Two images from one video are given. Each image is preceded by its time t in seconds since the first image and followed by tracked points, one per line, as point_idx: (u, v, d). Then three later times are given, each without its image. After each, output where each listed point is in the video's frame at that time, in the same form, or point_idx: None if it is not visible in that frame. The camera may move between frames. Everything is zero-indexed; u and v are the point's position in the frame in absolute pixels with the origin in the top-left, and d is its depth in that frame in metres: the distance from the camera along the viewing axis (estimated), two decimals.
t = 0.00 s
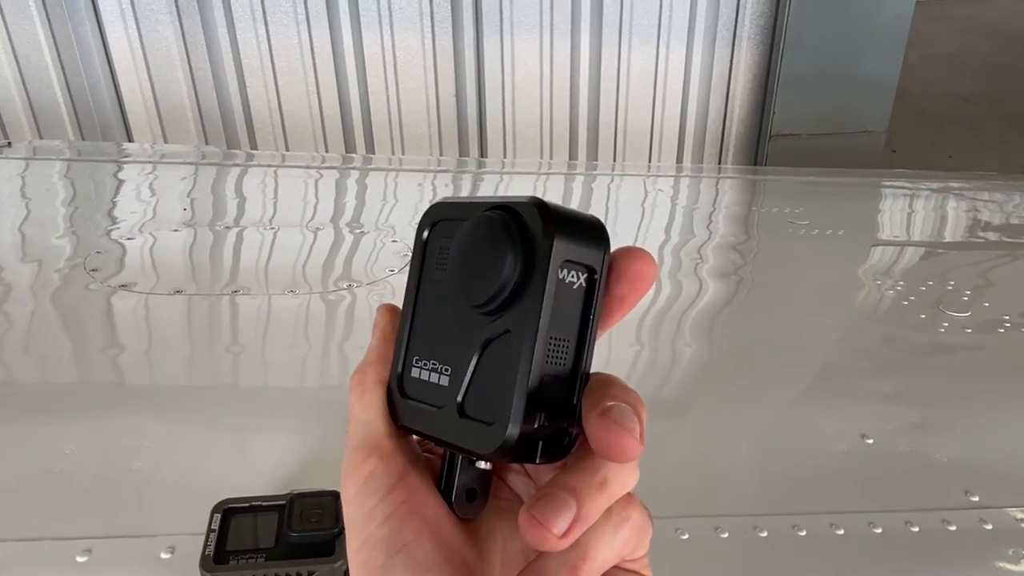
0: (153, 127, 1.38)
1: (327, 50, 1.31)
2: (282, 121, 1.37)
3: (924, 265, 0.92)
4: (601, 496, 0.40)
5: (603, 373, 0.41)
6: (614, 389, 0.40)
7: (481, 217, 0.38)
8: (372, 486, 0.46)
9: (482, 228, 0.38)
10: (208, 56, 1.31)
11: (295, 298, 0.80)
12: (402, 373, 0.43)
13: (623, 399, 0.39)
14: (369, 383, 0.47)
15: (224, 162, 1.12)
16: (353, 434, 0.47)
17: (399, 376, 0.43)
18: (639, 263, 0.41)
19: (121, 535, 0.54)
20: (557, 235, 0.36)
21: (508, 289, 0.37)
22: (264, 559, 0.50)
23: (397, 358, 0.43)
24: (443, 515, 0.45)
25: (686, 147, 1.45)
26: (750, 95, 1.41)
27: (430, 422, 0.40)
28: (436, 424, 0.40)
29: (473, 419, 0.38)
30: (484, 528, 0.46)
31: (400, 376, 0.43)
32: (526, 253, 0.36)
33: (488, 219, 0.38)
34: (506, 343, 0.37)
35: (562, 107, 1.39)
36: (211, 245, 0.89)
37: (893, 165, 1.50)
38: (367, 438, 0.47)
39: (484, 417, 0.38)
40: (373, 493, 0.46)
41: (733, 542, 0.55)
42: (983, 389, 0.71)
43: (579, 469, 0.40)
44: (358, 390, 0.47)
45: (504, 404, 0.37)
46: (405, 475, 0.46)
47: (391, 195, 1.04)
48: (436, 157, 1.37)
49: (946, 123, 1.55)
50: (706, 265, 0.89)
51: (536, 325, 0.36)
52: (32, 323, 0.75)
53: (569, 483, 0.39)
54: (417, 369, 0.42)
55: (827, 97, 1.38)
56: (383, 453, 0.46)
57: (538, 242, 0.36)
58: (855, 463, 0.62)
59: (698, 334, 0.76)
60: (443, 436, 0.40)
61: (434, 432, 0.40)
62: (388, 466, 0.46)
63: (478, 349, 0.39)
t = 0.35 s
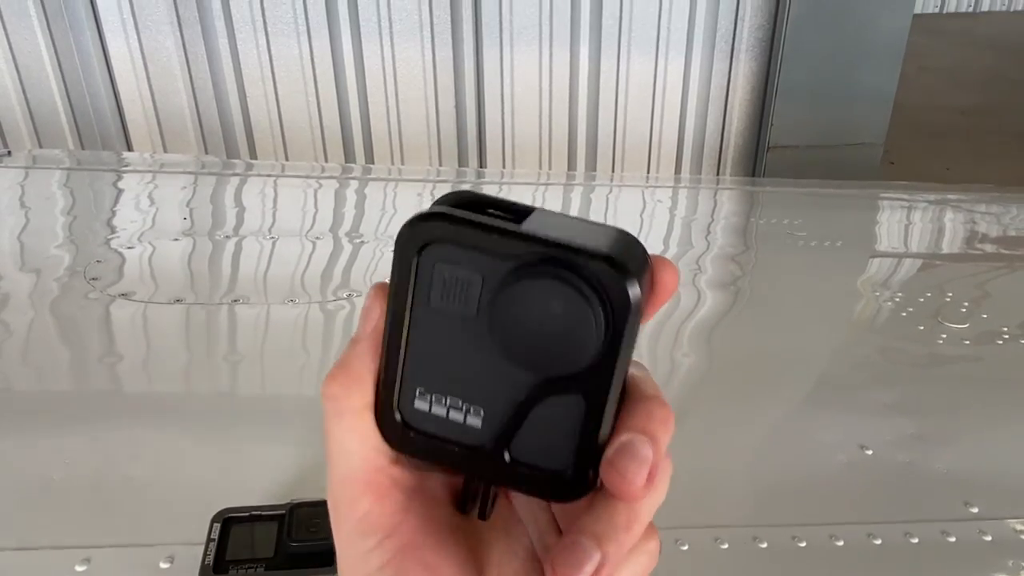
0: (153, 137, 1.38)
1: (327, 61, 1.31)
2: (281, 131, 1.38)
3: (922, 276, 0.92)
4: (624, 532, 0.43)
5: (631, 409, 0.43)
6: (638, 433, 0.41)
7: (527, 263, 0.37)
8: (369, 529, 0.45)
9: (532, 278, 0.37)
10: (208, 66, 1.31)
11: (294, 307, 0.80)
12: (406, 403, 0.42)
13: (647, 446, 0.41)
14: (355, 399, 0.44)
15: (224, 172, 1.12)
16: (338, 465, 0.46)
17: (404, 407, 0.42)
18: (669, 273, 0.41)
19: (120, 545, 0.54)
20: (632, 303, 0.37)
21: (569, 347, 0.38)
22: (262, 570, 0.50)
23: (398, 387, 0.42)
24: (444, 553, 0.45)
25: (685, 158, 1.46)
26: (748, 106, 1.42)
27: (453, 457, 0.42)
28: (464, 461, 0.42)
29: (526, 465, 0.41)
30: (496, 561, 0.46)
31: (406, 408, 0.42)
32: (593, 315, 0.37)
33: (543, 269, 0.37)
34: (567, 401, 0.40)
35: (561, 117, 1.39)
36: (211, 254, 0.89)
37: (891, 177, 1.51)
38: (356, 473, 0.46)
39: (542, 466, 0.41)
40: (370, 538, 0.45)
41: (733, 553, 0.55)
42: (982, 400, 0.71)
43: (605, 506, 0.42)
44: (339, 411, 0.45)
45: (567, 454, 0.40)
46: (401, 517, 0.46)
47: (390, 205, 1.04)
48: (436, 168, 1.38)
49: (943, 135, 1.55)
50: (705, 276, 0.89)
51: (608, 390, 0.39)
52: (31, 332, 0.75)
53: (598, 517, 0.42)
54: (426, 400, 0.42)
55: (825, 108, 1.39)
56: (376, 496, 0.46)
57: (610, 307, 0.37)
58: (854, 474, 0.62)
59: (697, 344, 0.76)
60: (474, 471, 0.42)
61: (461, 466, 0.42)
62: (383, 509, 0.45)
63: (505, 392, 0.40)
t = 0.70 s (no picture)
0: (153, 140, 1.38)
1: (327, 64, 1.31)
2: (281, 134, 1.38)
3: (921, 279, 0.92)
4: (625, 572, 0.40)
5: (639, 446, 0.39)
6: (641, 478, 0.38)
7: (513, 341, 0.34)
8: (362, 558, 0.44)
9: (518, 357, 0.34)
10: (208, 69, 1.31)
11: (295, 310, 0.80)
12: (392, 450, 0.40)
13: (650, 494, 0.38)
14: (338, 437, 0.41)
15: (224, 175, 1.12)
16: (324, 498, 0.43)
17: (391, 451, 0.40)
18: (675, 308, 0.43)
19: (122, 547, 0.54)
20: (627, 380, 0.34)
21: (562, 425, 0.35)
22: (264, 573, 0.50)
23: (380, 438, 0.40)
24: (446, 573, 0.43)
25: (684, 162, 1.46)
26: (748, 109, 1.42)
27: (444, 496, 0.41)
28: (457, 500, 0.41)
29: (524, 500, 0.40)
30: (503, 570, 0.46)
31: (393, 454, 0.40)
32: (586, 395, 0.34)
33: (531, 348, 0.33)
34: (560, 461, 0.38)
35: (561, 120, 1.40)
36: (211, 257, 0.89)
37: (890, 180, 1.51)
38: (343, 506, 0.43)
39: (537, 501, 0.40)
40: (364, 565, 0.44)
41: (733, 555, 0.55)
42: (982, 403, 0.71)
43: (602, 538, 0.40)
44: (320, 450, 0.41)
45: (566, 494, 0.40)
46: (397, 543, 0.44)
47: (390, 208, 1.05)
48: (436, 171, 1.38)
49: (943, 138, 1.56)
50: (705, 279, 0.89)
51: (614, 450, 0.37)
52: (32, 335, 0.75)
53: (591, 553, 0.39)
54: (412, 448, 0.39)
55: (824, 111, 1.39)
56: (369, 525, 0.43)
57: (603, 386, 0.34)
58: (855, 476, 0.62)
59: (697, 347, 0.76)
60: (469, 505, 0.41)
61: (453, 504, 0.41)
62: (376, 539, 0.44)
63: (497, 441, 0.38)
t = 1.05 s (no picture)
0: (152, 140, 1.38)
1: (325, 61, 1.31)
2: (280, 132, 1.37)
3: (922, 275, 0.92)
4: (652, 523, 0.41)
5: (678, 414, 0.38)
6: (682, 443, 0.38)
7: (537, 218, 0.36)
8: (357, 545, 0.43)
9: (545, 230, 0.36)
10: (206, 67, 1.31)
11: (294, 309, 0.80)
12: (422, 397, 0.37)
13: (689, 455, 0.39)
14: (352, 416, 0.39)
15: (223, 174, 1.12)
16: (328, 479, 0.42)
17: (424, 400, 0.37)
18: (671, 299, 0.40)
19: (119, 549, 0.54)
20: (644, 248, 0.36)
21: (589, 290, 0.36)
22: None
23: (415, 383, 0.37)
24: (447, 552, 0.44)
25: (684, 158, 1.45)
26: (747, 106, 1.42)
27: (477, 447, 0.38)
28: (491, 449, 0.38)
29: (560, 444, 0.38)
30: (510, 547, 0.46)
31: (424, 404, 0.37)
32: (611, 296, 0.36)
33: (555, 224, 0.36)
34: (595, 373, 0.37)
35: (560, 118, 1.39)
36: (210, 257, 0.89)
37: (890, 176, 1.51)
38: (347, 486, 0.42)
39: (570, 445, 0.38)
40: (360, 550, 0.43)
41: (734, 554, 0.55)
42: (983, 400, 0.71)
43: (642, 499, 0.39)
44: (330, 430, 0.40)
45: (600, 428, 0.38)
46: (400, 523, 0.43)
47: (389, 207, 1.04)
48: (436, 169, 1.38)
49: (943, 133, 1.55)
50: (705, 276, 0.89)
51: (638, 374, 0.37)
52: (30, 336, 0.75)
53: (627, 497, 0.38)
54: (446, 387, 0.38)
55: (824, 107, 1.39)
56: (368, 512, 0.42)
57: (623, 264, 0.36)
58: (856, 474, 0.62)
59: (697, 345, 0.76)
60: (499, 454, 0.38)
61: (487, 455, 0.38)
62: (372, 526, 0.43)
63: (532, 363, 0.37)
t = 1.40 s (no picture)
0: (150, 136, 1.38)
1: (323, 55, 1.30)
2: (279, 128, 1.37)
3: (922, 267, 0.92)
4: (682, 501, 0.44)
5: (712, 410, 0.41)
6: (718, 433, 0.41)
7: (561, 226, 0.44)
8: (380, 512, 0.44)
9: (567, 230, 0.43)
10: (203, 63, 1.31)
11: (292, 305, 0.80)
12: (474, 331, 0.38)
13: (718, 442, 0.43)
14: (379, 381, 0.42)
15: (221, 169, 1.11)
16: (352, 442, 0.43)
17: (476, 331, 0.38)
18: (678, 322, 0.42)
19: (119, 547, 0.54)
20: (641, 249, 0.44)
21: (608, 268, 0.42)
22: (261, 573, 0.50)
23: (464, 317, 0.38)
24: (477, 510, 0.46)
25: (684, 150, 1.45)
26: (746, 97, 1.41)
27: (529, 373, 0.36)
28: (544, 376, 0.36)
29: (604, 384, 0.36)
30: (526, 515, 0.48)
31: (475, 333, 0.37)
32: (626, 301, 0.41)
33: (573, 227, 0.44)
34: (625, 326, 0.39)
35: (559, 110, 1.39)
36: (208, 253, 0.89)
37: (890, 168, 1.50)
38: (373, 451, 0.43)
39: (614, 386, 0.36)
40: (381, 516, 0.44)
41: (734, 549, 0.55)
42: (983, 392, 0.71)
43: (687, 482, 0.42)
44: (361, 389, 0.42)
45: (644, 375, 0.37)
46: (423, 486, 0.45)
47: (388, 201, 1.04)
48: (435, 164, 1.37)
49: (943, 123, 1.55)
50: (705, 269, 0.89)
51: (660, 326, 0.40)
52: (29, 334, 0.74)
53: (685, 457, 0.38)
54: (499, 328, 0.38)
55: (824, 99, 1.39)
56: (393, 472, 0.43)
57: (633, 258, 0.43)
58: (856, 467, 0.62)
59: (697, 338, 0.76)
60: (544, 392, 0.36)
61: (535, 378, 0.36)
62: (398, 489, 0.44)
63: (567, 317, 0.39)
